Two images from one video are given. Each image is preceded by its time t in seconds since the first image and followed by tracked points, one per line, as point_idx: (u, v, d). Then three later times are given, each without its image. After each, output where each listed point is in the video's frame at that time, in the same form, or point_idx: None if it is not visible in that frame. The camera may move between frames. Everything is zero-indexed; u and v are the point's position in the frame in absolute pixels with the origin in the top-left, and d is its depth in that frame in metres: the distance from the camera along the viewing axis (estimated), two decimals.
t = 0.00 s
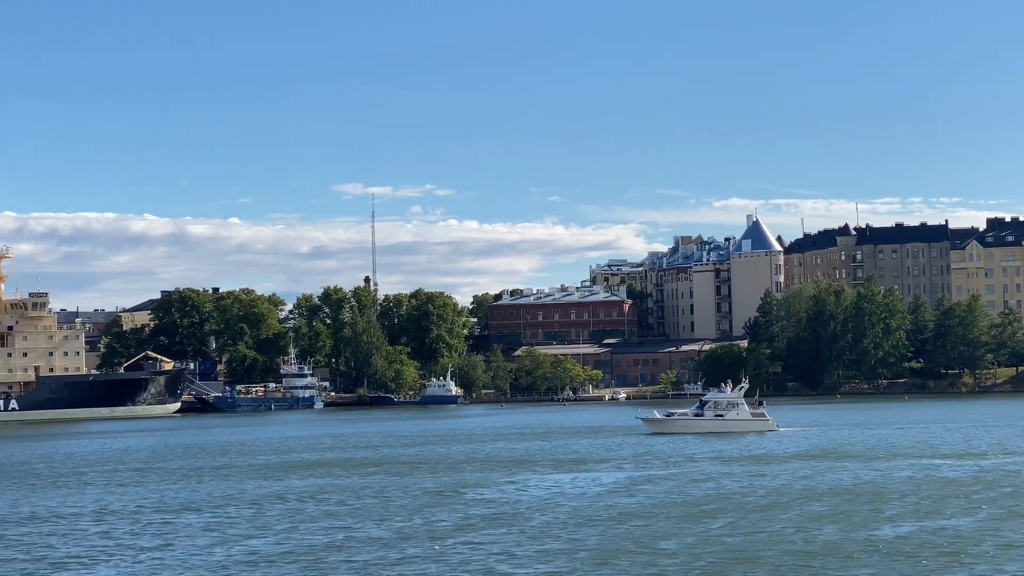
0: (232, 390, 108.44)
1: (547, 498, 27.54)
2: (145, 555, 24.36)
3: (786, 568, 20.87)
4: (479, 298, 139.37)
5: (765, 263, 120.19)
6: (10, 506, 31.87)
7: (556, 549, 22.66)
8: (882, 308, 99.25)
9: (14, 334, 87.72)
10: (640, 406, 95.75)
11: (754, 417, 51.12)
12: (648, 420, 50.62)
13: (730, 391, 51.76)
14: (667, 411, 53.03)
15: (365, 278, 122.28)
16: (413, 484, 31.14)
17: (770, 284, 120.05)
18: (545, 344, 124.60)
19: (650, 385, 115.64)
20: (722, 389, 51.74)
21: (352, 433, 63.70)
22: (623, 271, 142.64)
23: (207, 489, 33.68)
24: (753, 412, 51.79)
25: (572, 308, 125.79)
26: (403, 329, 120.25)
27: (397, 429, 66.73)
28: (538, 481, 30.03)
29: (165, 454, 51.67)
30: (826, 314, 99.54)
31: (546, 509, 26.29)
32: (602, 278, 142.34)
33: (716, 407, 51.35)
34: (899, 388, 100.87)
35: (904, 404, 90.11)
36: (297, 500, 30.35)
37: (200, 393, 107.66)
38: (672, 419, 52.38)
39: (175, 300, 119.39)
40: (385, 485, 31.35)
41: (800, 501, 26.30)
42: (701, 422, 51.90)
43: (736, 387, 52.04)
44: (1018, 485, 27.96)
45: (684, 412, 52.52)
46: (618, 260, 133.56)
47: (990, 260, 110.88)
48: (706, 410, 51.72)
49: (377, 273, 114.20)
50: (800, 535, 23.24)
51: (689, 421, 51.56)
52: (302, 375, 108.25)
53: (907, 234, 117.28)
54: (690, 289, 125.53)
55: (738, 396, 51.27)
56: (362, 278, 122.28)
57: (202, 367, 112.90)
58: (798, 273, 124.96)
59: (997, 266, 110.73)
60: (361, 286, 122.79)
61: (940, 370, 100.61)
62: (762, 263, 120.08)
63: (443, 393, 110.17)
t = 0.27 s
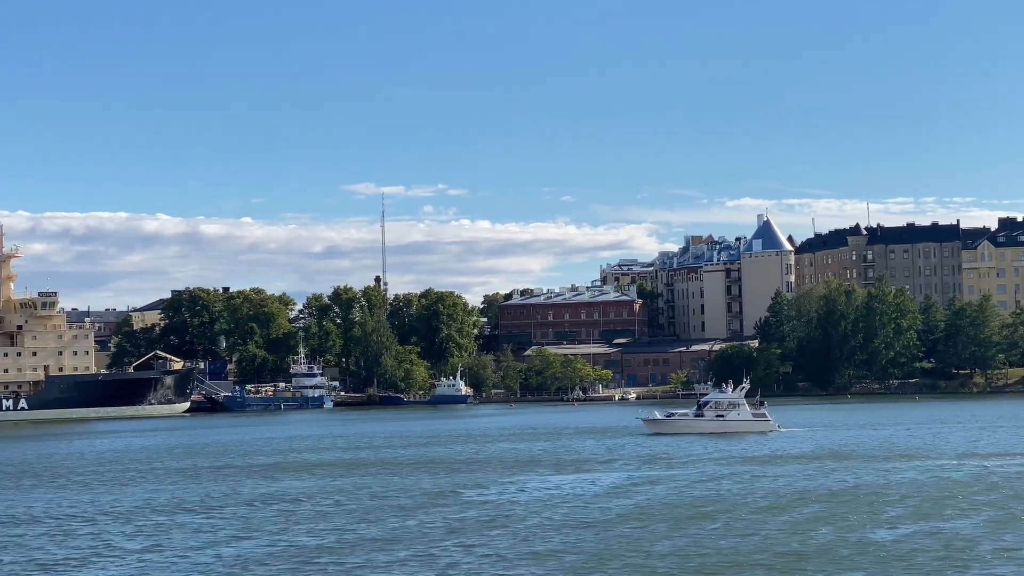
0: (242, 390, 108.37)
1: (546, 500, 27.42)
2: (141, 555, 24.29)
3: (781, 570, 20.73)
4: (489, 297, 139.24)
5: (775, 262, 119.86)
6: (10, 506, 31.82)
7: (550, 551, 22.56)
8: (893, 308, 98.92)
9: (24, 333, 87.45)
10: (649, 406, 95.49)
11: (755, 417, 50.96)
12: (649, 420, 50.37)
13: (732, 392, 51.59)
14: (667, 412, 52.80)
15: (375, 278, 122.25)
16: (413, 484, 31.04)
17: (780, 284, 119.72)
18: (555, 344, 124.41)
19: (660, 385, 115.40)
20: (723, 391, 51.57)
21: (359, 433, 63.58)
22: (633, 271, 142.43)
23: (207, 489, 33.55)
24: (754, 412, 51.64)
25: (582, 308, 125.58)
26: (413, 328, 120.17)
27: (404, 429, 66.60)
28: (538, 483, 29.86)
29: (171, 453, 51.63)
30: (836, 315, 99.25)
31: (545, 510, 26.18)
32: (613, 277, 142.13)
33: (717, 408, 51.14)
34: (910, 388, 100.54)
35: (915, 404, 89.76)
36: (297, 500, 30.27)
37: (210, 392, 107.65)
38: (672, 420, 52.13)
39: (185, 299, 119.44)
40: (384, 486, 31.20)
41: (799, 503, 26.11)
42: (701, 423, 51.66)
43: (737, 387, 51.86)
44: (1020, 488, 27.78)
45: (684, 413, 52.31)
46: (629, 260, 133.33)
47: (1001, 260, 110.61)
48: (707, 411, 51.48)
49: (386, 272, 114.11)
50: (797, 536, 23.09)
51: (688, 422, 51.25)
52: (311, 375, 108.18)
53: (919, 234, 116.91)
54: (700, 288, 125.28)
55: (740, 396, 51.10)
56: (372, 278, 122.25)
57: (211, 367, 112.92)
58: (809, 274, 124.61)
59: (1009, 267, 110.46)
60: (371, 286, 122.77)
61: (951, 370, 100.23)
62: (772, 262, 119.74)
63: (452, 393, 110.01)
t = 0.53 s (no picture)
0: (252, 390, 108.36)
1: (547, 500, 27.32)
2: (140, 553, 24.22)
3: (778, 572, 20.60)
4: (500, 297, 139.11)
5: (787, 262, 119.59)
6: (13, 505, 31.79)
7: (549, 552, 22.46)
8: (905, 308, 98.54)
9: (34, 333, 87.24)
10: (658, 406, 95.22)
11: (757, 417, 50.77)
12: (650, 420, 50.19)
13: (734, 392, 51.40)
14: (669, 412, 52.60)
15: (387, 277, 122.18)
16: (416, 484, 30.95)
17: (792, 284, 119.41)
18: (567, 344, 124.22)
19: (672, 385, 115.21)
20: (725, 391, 51.38)
21: (368, 433, 63.49)
22: (645, 270, 142.18)
23: (208, 487, 33.47)
24: (756, 412, 51.44)
25: (593, 308, 125.40)
26: (424, 328, 120.08)
27: (412, 429, 66.43)
28: (540, 483, 29.67)
29: (178, 453, 51.55)
30: (848, 315, 98.88)
31: (546, 511, 26.06)
32: (624, 277, 141.88)
33: (719, 408, 50.91)
34: (922, 388, 100.20)
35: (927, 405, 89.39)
36: (299, 498, 30.20)
37: (221, 392, 107.66)
38: (672, 420, 51.86)
39: (197, 299, 119.46)
40: (386, 485, 31.08)
41: (798, 505, 25.93)
42: (704, 424, 51.43)
43: (740, 388, 51.68)
44: None
45: (686, 413, 52.10)
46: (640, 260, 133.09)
47: (1015, 260, 110.69)
48: (709, 410, 51.24)
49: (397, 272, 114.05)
50: (797, 538, 22.96)
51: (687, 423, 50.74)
52: (322, 374, 108.14)
53: (931, 234, 116.56)
54: (712, 288, 125.01)
55: (742, 396, 50.89)
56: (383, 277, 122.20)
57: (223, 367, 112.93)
58: (821, 273, 124.24)
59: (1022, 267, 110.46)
60: (383, 285, 122.73)
61: (963, 370, 99.86)
62: (784, 262, 119.48)
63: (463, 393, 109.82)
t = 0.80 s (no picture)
0: (265, 391, 108.42)
1: (550, 502, 27.26)
2: (140, 554, 24.23)
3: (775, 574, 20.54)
4: (513, 297, 139.02)
5: (801, 262, 119.30)
6: (19, 505, 31.82)
7: (547, 554, 22.42)
8: (919, 309, 98.18)
9: (47, 333, 87.23)
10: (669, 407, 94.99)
11: (761, 418, 50.57)
12: (654, 421, 50.01)
13: (738, 392, 51.19)
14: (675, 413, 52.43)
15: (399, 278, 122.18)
16: (420, 484, 30.91)
17: (806, 284, 119.12)
18: (580, 344, 124.09)
19: (685, 385, 115.02)
20: (729, 392, 51.18)
21: (379, 433, 63.51)
22: (659, 270, 141.97)
23: (212, 487, 33.45)
24: (760, 414, 51.27)
25: (606, 308, 125.25)
26: (437, 328, 120.04)
27: (423, 430, 66.34)
28: (542, 485, 29.59)
29: (187, 453, 51.56)
30: (862, 315, 98.54)
31: (548, 513, 26.02)
32: (638, 277, 141.70)
33: (723, 409, 50.71)
34: (936, 389, 99.84)
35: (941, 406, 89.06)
36: (302, 498, 30.20)
37: (234, 392, 107.71)
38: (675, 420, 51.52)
39: (210, 299, 119.50)
40: (388, 486, 31.03)
41: (799, 507, 25.81)
42: (707, 424, 51.22)
43: (743, 388, 51.51)
44: None
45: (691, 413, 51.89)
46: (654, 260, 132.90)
47: None
48: (713, 411, 51.03)
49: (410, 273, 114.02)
50: (796, 541, 22.88)
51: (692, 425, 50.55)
52: (334, 375, 108.17)
53: (946, 234, 116.22)
54: (726, 289, 124.77)
55: (746, 397, 50.70)
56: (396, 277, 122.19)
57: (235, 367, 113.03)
58: (835, 273, 123.86)
59: None
60: (395, 286, 122.74)
61: (978, 371, 99.46)
62: (798, 262, 119.19)
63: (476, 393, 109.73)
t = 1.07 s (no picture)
0: (279, 390, 108.41)
1: (554, 502, 27.17)
2: (141, 552, 24.20)
3: None
4: (528, 297, 138.88)
5: (817, 261, 118.91)
6: (25, 505, 31.78)
7: (549, 555, 22.32)
8: (935, 308, 97.79)
9: (62, 332, 87.34)
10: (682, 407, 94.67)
11: (766, 418, 50.33)
12: (660, 422, 49.77)
13: (744, 393, 50.95)
14: (683, 414, 52.24)
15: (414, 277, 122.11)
16: (425, 484, 30.86)
17: (821, 283, 118.76)
18: (594, 344, 123.87)
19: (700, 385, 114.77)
20: (733, 392, 50.94)
21: (391, 433, 63.45)
22: (674, 270, 141.71)
23: (217, 487, 33.37)
24: (765, 414, 51.09)
25: (621, 308, 125.00)
26: (451, 328, 119.95)
27: (434, 430, 66.20)
28: (546, 485, 29.48)
29: (197, 452, 51.50)
30: (878, 314, 98.10)
31: (551, 513, 25.92)
32: (653, 277, 141.46)
33: (728, 409, 50.45)
34: (953, 389, 99.52)
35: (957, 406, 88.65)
36: (308, 497, 30.14)
37: (248, 391, 107.69)
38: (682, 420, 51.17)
39: (224, 298, 119.36)
40: (393, 486, 30.93)
41: (803, 509, 25.67)
42: (713, 425, 50.97)
43: (748, 388, 51.33)
44: None
45: (695, 415, 51.62)
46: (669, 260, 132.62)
47: None
48: (719, 411, 50.77)
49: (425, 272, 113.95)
50: (799, 542, 22.74)
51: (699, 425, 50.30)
52: (349, 374, 108.18)
53: (962, 234, 115.79)
54: (741, 288, 124.44)
55: (751, 397, 50.46)
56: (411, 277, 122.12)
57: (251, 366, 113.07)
58: (851, 273, 123.33)
59: None
60: (410, 285, 122.66)
61: (995, 371, 99.02)
62: (814, 262, 118.79)
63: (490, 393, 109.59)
